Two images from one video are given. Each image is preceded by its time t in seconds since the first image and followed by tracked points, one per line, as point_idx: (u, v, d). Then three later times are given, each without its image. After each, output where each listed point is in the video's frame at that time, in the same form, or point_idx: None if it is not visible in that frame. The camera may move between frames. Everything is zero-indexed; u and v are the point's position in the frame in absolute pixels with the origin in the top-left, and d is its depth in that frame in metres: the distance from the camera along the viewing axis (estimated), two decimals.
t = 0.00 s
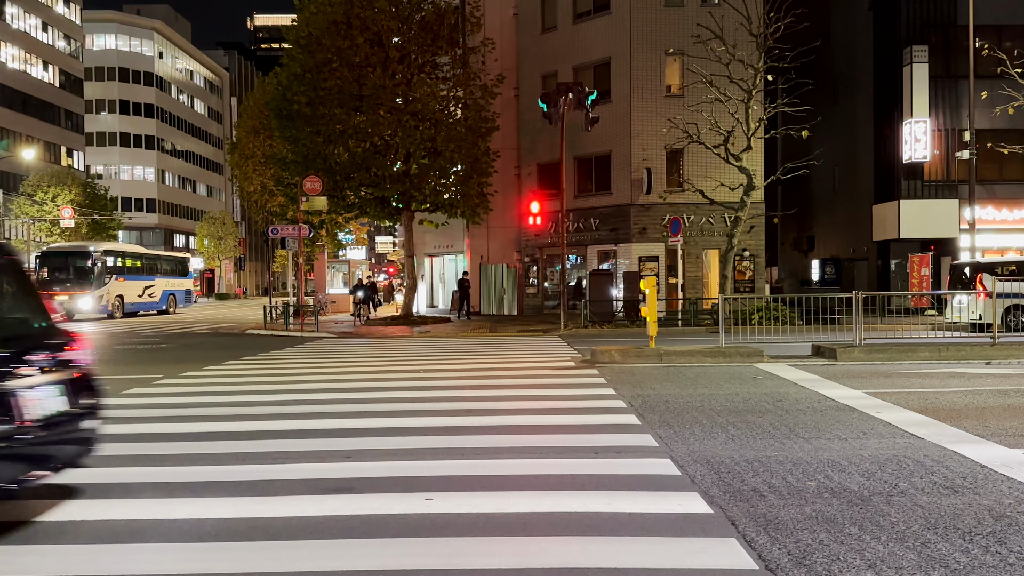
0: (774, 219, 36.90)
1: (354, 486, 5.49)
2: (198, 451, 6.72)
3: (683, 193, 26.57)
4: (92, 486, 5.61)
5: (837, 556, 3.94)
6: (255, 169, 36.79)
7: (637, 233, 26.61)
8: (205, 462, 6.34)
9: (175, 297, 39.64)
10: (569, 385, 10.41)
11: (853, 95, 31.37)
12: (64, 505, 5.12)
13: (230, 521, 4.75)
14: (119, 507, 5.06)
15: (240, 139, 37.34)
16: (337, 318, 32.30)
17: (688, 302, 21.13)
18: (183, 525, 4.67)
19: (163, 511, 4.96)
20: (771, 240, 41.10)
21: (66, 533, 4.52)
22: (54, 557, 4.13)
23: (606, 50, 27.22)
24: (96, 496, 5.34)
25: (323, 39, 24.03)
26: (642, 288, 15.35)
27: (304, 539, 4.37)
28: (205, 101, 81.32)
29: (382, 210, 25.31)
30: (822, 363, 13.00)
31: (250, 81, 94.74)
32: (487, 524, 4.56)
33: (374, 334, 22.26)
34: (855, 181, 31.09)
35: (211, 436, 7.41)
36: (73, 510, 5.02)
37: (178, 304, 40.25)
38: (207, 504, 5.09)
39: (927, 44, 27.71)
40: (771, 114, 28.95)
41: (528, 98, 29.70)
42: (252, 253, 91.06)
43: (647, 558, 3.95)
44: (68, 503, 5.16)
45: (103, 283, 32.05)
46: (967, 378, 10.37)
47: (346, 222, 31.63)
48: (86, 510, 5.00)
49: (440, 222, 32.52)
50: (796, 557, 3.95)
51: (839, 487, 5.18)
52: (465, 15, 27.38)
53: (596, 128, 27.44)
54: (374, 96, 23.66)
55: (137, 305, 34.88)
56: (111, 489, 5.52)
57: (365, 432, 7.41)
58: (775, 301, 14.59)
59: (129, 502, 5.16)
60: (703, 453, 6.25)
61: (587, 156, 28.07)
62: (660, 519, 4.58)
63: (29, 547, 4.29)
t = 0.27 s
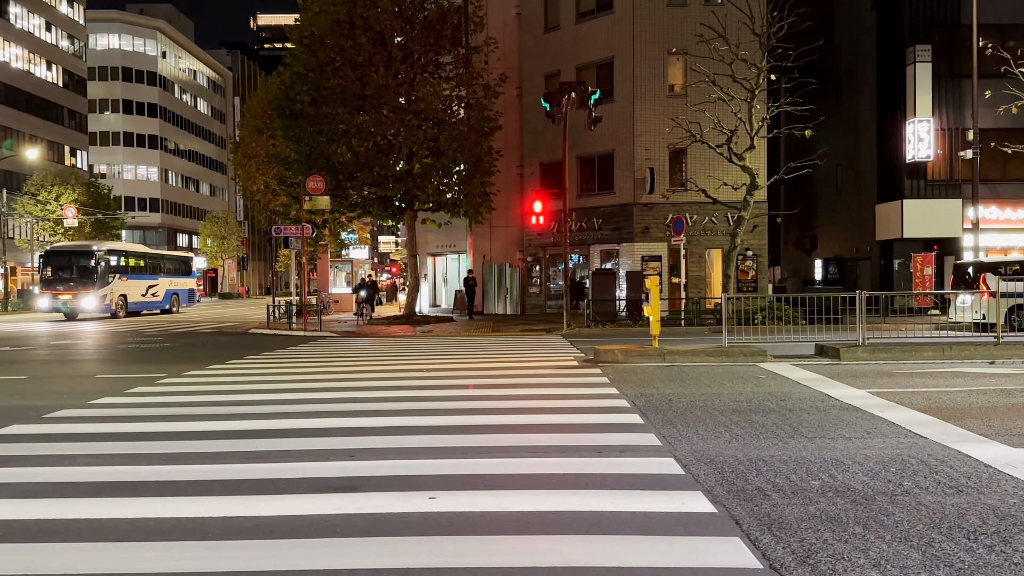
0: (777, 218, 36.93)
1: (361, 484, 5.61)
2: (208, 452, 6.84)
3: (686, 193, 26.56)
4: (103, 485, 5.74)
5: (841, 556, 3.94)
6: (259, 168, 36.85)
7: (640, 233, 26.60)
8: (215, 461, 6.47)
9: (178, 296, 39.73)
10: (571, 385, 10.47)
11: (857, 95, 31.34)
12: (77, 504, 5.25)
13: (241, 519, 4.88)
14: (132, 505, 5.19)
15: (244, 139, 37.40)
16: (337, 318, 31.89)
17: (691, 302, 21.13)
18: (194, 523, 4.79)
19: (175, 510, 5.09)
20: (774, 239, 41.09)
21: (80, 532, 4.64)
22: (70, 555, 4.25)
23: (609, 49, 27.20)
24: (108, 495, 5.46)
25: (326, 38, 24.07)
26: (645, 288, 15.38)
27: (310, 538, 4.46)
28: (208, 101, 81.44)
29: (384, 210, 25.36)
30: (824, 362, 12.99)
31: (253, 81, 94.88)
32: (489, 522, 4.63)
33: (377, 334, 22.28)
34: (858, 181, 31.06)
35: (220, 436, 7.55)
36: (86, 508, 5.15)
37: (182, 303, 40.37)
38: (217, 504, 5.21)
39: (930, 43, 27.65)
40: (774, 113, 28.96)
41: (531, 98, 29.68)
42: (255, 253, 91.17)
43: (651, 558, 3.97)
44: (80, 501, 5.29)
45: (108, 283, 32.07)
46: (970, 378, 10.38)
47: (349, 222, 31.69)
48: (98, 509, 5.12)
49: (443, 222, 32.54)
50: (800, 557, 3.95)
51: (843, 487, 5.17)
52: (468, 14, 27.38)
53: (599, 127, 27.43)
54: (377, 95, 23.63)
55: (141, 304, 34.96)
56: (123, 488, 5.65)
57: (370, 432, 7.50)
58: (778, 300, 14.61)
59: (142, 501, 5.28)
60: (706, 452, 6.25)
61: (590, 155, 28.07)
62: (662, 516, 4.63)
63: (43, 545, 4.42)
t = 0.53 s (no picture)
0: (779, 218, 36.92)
1: (363, 483, 5.62)
2: (211, 451, 6.86)
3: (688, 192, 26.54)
4: (107, 484, 5.77)
5: (843, 555, 3.93)
6: (261, 168, 36.87)
7: (642, 233, 26.57)
8: (218, 460, 6.50)
9: (181, 296, 39.78)
10: (573, 384, 10.47)
11: (859, 94, 31.28)
12: (80, 502, 5.28)
13: (243, 518, 4.89)
14: (134, 504, 5.21)
15: (246, 138, 37.43)
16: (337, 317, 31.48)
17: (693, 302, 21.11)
18: (196, 522, 4.81)
19: (177, 509, 5.11)
20: (777, 239, 41.04)
21: (83, 530, 4.67)
22: (73, 553, 4.27)
23: (612, 49, 27.18)
24: (111, 494, 5.49)
25: (328, 38, 24.09)
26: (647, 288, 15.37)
27: (312, 537, 4.46)
28: (210, 100, 81.51)
29: (386, 209, 25.42)
30: (826, 362, 12.94)
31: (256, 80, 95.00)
32: (492, 522, 4.62)
33: (380, 333, 22.30)
34: (861, 180, 31.01)
35: (223, 435, 7.59)
36: (89, 506, 5.18)
37: (185, 302, 40.45)
38: (219, 503, 5.22)
39: (933, 43, 27.59)
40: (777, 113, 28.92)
41: (532, 97, 29.66)
42: (257, 252, 91.26)
43: (652, 558, 3.96)
44: (84, 500, 5.31)
45: (110, 282, 32.10)
46: (973, 377, 10.37)
47: (351, 221, 31.74)
48: (101, 508, 5.14)
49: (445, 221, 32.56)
50: (802, 557, 3.94)
51: (845, 487, 5.16)
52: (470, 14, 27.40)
53: (601, 127, 27.42)
54: (379, 95, 23.61)
55: (143, 304, 35.01)
56: (126, 487, 5.68)
57: (372, 431, 7.51)
58: (780, 300, 14.60)
59: (145, 500, 5.31)
60: (708, 452, 6.24)
61: (592, 155, 28.06)
62: (664, 516, 4.63)
63: (46, 544, 4.44)
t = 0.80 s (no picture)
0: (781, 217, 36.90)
1: (364, 483, 5.64)
2: (213, 450, 6.89)
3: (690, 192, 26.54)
4: (109, 483, 5.78)
5: (844, 556, 3.94)
6: (263, 168, 36.90)
7: (643, 233, 26.57)
8: (220, 460, 6.52)
9: (183, 295, 39.85)
10: (574, 384, 10.48)
11: (861, 93, 31.25)
12: (83, 502, 5.29)
13: (245, 518, 4.90)
14: (136, 504, 5.23)
15: (248, 138, 37.47)
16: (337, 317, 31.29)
17: (695, 302, 21.10)
18: (198, 522, 4.82)
19: (179, 508, 5.12)
20: (778, 238, 41.03)
21: (85, 530, 4.68)
22: (74, 553, 4.29)
23: (613, 48, 27.18)
24: (114, 493, 5.50)
25: (330, 38, 24.11)
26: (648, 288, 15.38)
27: (313, 536, 4.49)
28: (212, 100, 81.58)
29: (389, 209, 25.49)
30: (828, 362, 12.92)
31: (258, 80, 95.09)
32: (494, 521, 4.64)
33: (382, 333, 22.33)
34: (863, 180, 30.98)
35: (225, 434, 7.60)
36: (91, 506, 5.19)
37: (187, 302, 40.50)
38: (221, 503, 5.24)
39: (935, 42, 27.56)
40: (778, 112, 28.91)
41: (534, 97, 29.66)
42: (259, 252, 91.35)
43: (654, 558, 3.97)
44: (86, 500, 5.33)
45: (113, 281, 32.15)
46: (975, 377, 10.38)
47: (353, 221, 31.80)
48: (103, 507, 5.16)
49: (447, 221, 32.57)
50: (803, 557, 3.95)
51: (846, 487, 5.17)
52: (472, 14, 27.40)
53: (603, 126, 27.41)
54: (381, 94, 23.64)
55: (145, 303, 35.06)
56: (128, 486, 5.69)
57: (375, 431, 7.53)
58: (782, 300, 14.63)
59: (147, 500, 5.32)
60: (710, 452, 6.25)
61: (594, 154, 28.05)
62: (665, 516, 4.64)
63: (49, 543, 4.46)
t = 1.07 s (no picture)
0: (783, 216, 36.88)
1: (365, 483, 5.62)
2: (213, 450, 6.88)
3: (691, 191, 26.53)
4: (109, 483, 5.77)
5: (847, 555, 3.93)
6: (264, 167, 36.90)
7: (644, 232, 26.56)
8: (220, 459, 6.50)
9: (184, 295, 39.86)
10: (575, 384, 10.47)
11: (863, 93, 31.21)
12: (83, 501, 5.29)
13: (245, 517, 4.90)
14: (136, 503, 5.22)
15: (249, 138, 37.48)
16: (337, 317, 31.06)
17: (696, 301, 21.06)
18: (198, 522, 4.81)
19: (179, 508, 5.11)
20: (779, 238, 41.01)
21: (85, 529, 4.67)
22: (74, 552, 4.28)
23: (614, 48, 27.17)
24: (114, 492, 5.49)
25: (331, 37, 24.11)
26: (650, 288, 15.36)
27: (313, 536, 4.47)
28: (213, 99, 81.62)
29: (389, 209, 25.48)
30: (829, 362, 12.90)
31: (259, 80, 95.12)
32: (495, 521, 4.62)
33: (382, 332, 22.33)
34: (864, 179, 30.95)
35: (225, 434, 7.60)
36: (92, 505, 5.18)
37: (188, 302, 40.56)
38: (222, 502, 5.23)
39: (937, 42, 27.53)
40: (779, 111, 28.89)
41: (535, 96, 29.65)
42: (260, 252, 91.38)
43: (656, 558, 3.96)
44: (86, 499, 5.32)
45: (113, 281, 32.16)
46: (977, 377, 10.37)
47: (354, 220, 31.82)
48: (103, 507, 5.15)
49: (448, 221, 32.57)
50: (805, 556, 3.95)
51: (848, 487, 5.15)
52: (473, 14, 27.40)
53: (604, 126, 27.40)
54: (382, 94, 23.65)
55: (146, 302, 35.06)
56: (128, 486, 5.68)
57: (375, 430, 7.52)
58: (784, 300, 14.64)
59: (147, 500, 5.31)
60: (711, 451, 6.24)
61: (595, 154, 28.04)
62: (666, 516, 4.63)
63: (49, 543, 4.45)
